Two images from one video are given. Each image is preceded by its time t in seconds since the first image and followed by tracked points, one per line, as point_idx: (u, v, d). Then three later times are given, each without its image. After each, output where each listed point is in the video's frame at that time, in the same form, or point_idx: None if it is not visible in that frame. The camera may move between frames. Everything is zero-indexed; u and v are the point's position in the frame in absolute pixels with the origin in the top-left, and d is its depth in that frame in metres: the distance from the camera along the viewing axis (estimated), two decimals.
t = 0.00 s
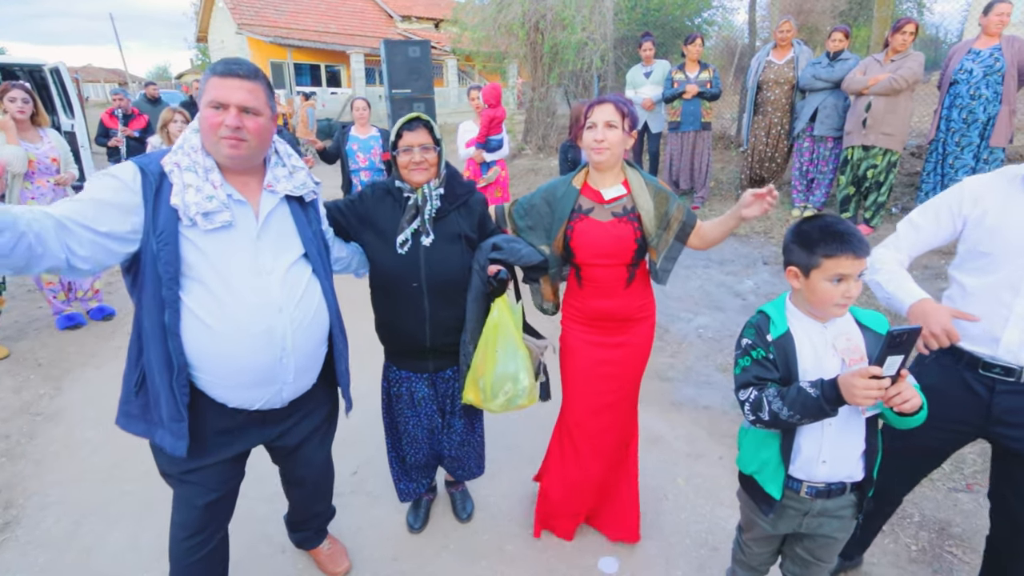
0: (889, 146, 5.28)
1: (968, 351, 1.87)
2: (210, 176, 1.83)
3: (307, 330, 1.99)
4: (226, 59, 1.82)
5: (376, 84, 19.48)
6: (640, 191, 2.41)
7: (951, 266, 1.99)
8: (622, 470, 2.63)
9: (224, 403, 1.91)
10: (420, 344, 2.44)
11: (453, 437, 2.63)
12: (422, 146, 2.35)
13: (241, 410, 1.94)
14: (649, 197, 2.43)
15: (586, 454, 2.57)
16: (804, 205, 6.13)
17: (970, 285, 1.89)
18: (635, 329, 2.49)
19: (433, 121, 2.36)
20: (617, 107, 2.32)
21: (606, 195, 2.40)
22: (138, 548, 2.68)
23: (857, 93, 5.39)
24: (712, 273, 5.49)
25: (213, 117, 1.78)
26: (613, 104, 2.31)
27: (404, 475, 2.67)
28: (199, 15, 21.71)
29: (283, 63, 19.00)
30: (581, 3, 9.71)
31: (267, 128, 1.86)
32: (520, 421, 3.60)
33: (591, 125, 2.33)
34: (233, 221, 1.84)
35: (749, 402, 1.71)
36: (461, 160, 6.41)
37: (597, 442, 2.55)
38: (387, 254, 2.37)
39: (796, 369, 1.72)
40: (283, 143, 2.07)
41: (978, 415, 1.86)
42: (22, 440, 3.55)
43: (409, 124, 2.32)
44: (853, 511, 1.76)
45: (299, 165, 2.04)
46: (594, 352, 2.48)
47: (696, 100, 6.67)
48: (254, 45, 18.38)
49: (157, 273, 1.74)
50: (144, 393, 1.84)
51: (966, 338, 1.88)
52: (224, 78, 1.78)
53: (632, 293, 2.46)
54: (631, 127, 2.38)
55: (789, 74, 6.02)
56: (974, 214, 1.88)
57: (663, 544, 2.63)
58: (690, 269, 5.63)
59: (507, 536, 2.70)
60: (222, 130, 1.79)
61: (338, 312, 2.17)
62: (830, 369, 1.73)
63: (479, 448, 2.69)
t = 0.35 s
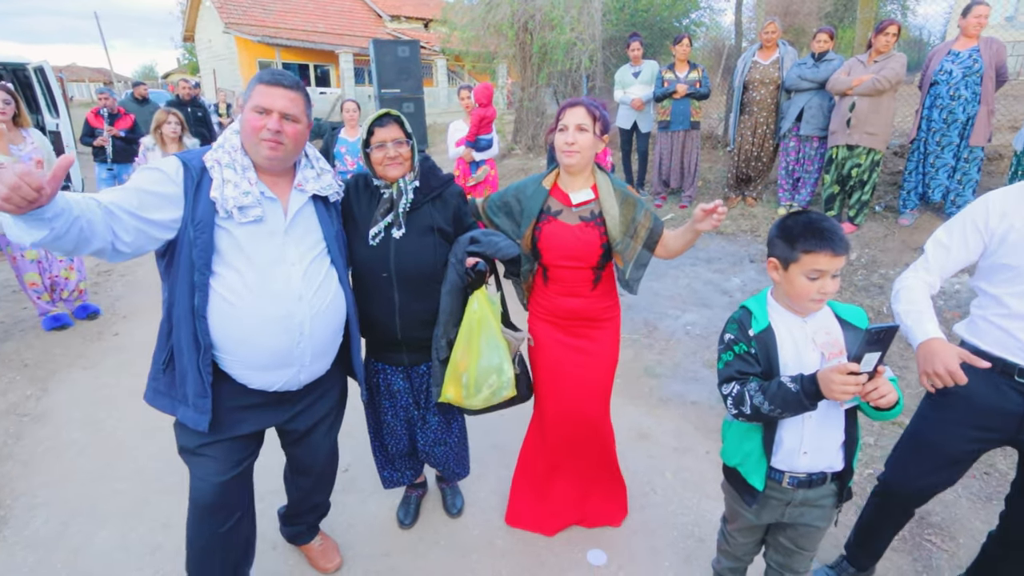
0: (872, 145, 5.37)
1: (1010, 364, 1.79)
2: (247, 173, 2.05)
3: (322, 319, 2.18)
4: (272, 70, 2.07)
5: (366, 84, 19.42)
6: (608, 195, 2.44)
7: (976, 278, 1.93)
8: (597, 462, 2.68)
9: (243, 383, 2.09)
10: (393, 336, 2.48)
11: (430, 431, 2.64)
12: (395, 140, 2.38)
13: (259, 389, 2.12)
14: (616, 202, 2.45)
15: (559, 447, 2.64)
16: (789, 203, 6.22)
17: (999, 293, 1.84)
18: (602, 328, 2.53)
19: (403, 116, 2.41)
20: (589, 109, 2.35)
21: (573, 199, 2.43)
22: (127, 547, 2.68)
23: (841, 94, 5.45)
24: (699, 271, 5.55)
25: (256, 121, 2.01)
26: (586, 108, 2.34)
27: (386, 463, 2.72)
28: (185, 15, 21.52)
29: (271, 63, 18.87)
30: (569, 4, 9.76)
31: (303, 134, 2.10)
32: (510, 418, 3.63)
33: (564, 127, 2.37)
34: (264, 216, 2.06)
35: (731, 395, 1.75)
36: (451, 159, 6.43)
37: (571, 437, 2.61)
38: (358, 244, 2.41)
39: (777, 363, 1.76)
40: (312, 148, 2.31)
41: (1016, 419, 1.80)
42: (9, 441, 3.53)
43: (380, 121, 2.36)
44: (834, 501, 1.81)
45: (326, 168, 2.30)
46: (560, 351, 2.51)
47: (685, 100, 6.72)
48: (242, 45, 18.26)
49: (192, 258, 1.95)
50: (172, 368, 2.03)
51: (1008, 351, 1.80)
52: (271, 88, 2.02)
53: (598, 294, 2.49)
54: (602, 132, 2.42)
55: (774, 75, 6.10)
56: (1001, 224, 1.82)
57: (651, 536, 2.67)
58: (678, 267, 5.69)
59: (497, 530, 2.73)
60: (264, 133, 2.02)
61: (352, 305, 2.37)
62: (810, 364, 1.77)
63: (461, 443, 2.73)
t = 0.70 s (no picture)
0: (861, 143, 5.44)
1: (980, 347, 1.81)
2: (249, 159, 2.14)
3: (318, 303, 2.25)
4: (279, 61, 2.17)
5: (360, 84, 19.42)
6: (584, 190, 2.49)
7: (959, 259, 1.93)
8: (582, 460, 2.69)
9: (241, 364, 2.16)
10: (375, 327, 2.54)
11: (413, 426, 2.68)
12: (380, 136, 2.44)
13: (256, 370, 2.19)
14: (591, 195, 2.50)
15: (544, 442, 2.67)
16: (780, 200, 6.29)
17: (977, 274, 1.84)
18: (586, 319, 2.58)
19: (390, 112, 2.45)
20: (557, 104, 2.39)
21: (549, 190, 2.48)
22: (123, 539, 2.71)
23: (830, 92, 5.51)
24: (691, 268, 5.60)
25: (262, 108, 2.09)
26: (553, 102, 2.39)
27: (379, 447, 2.77)
28: (179, 13, 21.45)
29: (265, 62, 18.83)
30: (563, 4, 9.81)
31: (306, 123, 2.19)
32: (503, 411, 3.67)
33: (534, 121, 2.42)
34: (264, 201, 2.14)
35: (708, 380, 1.82)
36: (446, 158, 6.47)
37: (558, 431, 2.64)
38: (344, 237, 2.48)
39: (754, 351, 1.81)
40: (314, 137, 2.39)
41: (998, 411, 1.80)
42: (4, 437, 3.54)
43: (366, 116, 2.42)
44: (812, 486, 1.85)
45: (326, 157, 2.38)
46: (550, 346, 2.55)
47: (679, 100, 6.78)
48: (236, 44, 18.22)
49: (192, 238, 2.04)
50: (172, 346, 2.11)
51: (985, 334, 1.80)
52: (276, 76, 2.10)
53: (580, 284, 2.55)
54: (571, 125, 2.45)
55: (765, 74, 6.17)
56: (984, 200, 1.82)
57: (641, 525, 2.72)
58: (670, 265, 5.75)
59: (489, 520, 2.77)
60: (268, 120, 2.10)
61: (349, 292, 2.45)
62: (788, 351, 1.82)
63: (449, 438, 2.76)
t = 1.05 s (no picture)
0: (841, 140, 5.53)
1: (925, 351, 1.85)
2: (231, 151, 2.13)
3: (300, 295, 2.24)
4: (261, 53, 2.16)
5: (345, 83, 19.32)
6: (562, 189, 2.51)
7: (907, 260, 1.97)
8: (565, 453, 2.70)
9: (224, 356, 2.16)
10: (368, 324, 2.53)
11: (409, 422, 2.69)
12: (373, 130, 2.41)
13: (239, 362, 2.18)
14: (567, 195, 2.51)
15: (526, 435, 2.68)
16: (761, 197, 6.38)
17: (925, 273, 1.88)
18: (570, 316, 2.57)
19: (383, 106, 2.43)
20: (539, 100, 2.37)
21: (530, 191, 2.50)
22: (103, 540, 2.69)
23: (810, 90, 5.59)
24: (674, 264, 5.65)
25: (243, 100, 2.09)
26: (536, 97, 2.37)
27: (364, 454, 2.75)
28: (160, 12, 21.18)
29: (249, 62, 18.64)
30: (547, 3, 9.83)
31: (288, 115, 2.18)
32: (488, 407, 3.68)
33: (516, 118, 2.41)
34: (245, 192, 2.14)
35: (680, 369, 1.86)
36: (431, 156, 6.44)
37: (538, 425, 2.65)
38: (338, 235, 2.49)
39: (726, 340, 1.85)
40: (297, 131, 2.38)
41: (942, 412, 1.83)
42: None
43: (360, 110, 2.40)
44: (786, 473, 1.89)
45: (309, 151, 2.37)
46: (533, 341, 2.54)
47: (662, 98, 6.83)
48: (218, 43, 18.04)
49: (174, 229, 2.03)
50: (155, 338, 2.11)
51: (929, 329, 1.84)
52: (258, 68, 2.09)
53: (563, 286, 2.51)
54: (553, 121, 2.44)
55: (747, 72, 6.24)
56: (931, 202, 1.86)
57: (623, 516, 2.75)
58: (654, 261, 5.80)
59: (473, 515, 2.79)
60: (250, 112, 2.09)
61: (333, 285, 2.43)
62: (759, 340, 1.85)
63: (443, 435, 2.76)
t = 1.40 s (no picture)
0: (802, 139, 5.66)
1: (855, 352, 1.92)
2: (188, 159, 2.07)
3: (260, 305, 2.20)
4: (221, 60, 2.11)
5: (312, 83, 19.01)
6: (496, 192, 2.40)
7: (842, 265, 2.03)
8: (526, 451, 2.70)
9: (179, 368, 2.10)
10: (331, 332, 2.50)
11: (374, 432, 2.66)
12: (340, 135, 2.38)
13: (195, 374, 2.13)
14: (503, 199, 2.41)
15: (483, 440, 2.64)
16: (726, 195, 6.51)
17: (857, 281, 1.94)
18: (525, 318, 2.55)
19: (352, 114, 2.42)
20: (478, 101, 2.34)
21: (466, 195, 2.43)
22: (55, 558, 2.59)
23: (773, 90, 5.70)
24: (643, 262, 5.71)
25: (203, 108, 2.03)
26: (473, 100, 2.34)
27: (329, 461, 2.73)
28: (117, 10, 20.50)
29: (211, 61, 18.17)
30: (515, 3, 9.83)
31: (248, 124, 2.14)
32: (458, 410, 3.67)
33: (454, 119, 2.35)
34: (203, 201, 2.08)
35: (642, 364, 1.88)
36: (399, 157, 6.31)
37: (494, 430, 2.63)
38: (301, 242, 2.43)
39: (685, 335, 1.89)
40: (257, 138, 2.33)
41: (874, 412, 1.90)
42: None
43: (328, 116, 2.38)
44: (745, 465, 1.93)
45: (270, 158, 2.32)
46: (488, 346, 2.52)
47: (629, 98, 6.89)
48: (179, 41, 17.55)
49: (126, 239, 1.97)
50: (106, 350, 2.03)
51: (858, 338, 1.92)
52: (217, 75, 2.05)
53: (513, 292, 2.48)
54: (493, 123, 2.38)
55: (711, 73, 6.36)
56: (863, 209, 1.93)
57: (592, 514, 2.77)
58: (623, 259, 5.85)
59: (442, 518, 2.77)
60: (209, 120, 2.04)
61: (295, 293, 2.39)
62: (714, 334, 1.90)
63: (409, 442, 2.74)
